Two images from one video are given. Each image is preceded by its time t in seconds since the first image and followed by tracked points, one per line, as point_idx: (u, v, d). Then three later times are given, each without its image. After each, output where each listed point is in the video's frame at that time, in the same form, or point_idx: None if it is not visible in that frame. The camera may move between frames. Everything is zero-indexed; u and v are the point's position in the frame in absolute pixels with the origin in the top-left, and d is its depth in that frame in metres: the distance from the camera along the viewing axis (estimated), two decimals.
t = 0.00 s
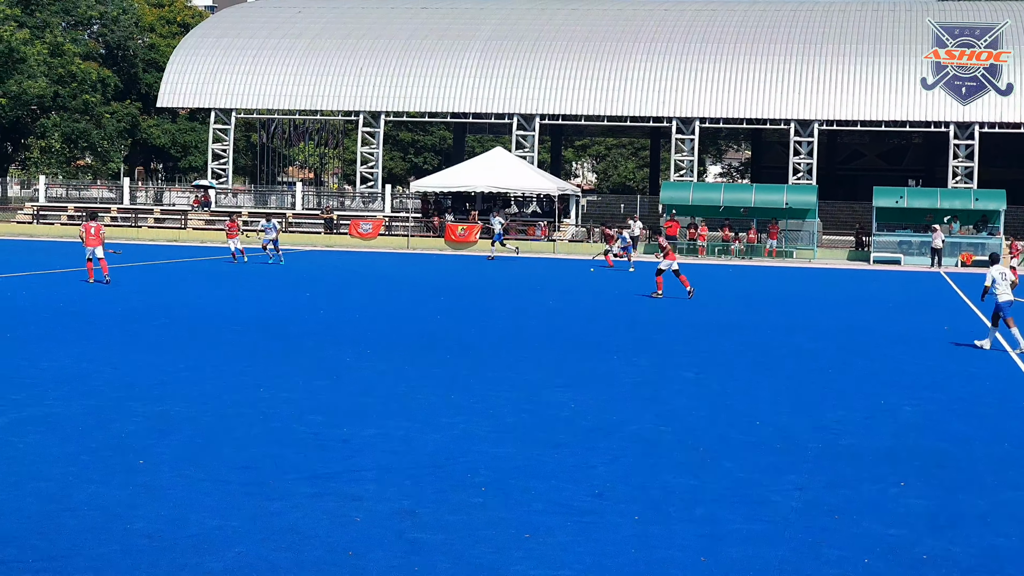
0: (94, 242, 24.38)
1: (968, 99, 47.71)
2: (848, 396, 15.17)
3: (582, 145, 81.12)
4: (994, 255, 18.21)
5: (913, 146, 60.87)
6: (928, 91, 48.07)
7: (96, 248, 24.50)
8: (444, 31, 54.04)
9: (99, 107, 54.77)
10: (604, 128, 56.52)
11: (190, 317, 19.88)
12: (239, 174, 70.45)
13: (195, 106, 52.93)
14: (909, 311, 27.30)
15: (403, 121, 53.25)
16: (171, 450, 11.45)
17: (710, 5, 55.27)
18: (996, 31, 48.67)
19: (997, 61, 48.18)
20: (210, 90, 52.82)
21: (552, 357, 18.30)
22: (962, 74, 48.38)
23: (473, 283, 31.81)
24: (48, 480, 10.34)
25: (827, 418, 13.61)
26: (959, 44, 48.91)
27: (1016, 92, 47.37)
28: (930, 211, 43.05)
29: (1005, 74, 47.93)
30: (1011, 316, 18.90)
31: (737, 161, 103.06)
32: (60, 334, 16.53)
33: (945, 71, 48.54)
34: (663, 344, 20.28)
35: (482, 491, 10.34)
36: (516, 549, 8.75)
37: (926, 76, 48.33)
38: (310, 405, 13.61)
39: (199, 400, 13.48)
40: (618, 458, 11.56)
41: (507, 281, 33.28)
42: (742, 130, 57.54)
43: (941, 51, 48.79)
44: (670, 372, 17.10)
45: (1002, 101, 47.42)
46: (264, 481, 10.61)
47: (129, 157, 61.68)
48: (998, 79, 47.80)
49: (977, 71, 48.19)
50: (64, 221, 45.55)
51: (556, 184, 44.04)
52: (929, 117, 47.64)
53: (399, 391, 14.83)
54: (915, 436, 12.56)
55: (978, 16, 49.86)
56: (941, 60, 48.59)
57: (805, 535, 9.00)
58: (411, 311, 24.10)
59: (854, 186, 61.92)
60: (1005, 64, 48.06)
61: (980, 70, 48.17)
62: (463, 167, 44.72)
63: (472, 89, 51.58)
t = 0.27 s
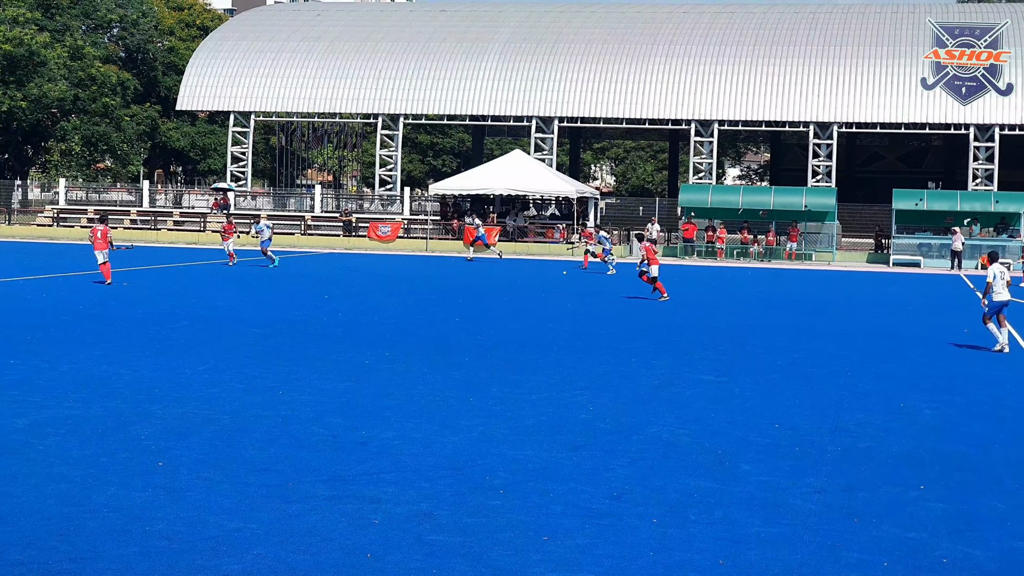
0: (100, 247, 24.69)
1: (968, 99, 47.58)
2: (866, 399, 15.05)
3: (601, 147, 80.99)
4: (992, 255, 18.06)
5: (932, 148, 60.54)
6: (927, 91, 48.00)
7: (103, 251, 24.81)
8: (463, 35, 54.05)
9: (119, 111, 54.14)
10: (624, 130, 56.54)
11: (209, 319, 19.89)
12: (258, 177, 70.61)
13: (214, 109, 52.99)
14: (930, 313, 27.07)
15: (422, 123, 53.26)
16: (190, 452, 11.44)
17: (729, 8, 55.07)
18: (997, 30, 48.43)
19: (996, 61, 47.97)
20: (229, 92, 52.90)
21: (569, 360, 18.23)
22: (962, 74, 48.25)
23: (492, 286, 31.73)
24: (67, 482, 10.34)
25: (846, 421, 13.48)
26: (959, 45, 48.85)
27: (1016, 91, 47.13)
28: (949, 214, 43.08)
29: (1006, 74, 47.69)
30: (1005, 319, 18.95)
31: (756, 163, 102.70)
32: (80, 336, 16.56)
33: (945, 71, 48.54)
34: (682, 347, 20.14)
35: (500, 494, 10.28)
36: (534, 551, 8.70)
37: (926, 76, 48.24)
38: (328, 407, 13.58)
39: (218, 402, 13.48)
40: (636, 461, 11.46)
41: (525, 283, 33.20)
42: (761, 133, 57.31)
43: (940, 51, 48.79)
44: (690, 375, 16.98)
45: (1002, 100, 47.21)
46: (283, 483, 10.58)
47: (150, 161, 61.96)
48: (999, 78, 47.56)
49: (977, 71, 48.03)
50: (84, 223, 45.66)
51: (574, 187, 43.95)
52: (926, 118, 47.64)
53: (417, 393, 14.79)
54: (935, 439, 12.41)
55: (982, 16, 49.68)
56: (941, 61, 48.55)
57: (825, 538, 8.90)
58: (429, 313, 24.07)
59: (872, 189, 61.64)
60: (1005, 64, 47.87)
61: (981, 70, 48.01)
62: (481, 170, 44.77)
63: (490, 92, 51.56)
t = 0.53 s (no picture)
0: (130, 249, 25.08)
1: (968, 98, 47.29)
2: (910, 401, 14.76)
3: (641, 148, 80.57)
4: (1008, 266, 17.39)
5: (976, 148, 59.67)
6: (927, 91, 47.77)
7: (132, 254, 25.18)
8: (502, 36, 53.97)
9: (160, 113, 54.58)
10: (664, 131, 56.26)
11: (249, 321, 19.90)
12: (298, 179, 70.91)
13: (254, 111, 53.22)
14: (975, 315, 26.59)
15: (462, 125, 53.24)
16: (232, 453, 11.41)
17: (769, 8, 54.60)
18: (996, 30, 48.02)
19: (996, 61, 47.57)
20: (270, 95, 53.13)
21: (607, 361, 18.05)
22: (962, 74, 47.93)
23: (530, 287, 31.60)
24: (111, 483, 10.34)
25: (890, 423, 13.22)
26: (959, 44, 48.55)
27: (1016, 92, 46.81)
28: (992, 215, 42.10)
29: (1005, 74, 47.30)
30: None
31: (797, 164, 101.84)
32: (122, 337, 16.60)
33: (945, 71, 48.20)
34: (722, 349, 19.91)
35: (540, 495, 10.15)
36: (573, 553, 8.57)
37: (926, 76, 48.02)
38: (367, 408, 13.50)
39: (259, 403, 13.45)
40: (676, 463, 11.30)
41: (564, 284, 33.02)
42: (803, 134, 56.76)
43: (940, 51, 48.51)
44: (730, 377, 16.76)
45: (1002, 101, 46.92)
46: (323, 484, 10.52)
47: (192, 163, 62.45)
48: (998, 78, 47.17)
49: (977, 71, 47.69)
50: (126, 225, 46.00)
51: (613, 188, 43.77)
52: (927, 118, 47.32)
53: (455, 394, 14.68)
54: (980, 442, 12.14)
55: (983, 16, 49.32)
56: (941, 60, 48.27)
57: (872, 541, 8.70)
58: (467, 315, 23.95)
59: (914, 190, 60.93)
60: (1006, 64, 47.51)
61: (981, 70, 47.67)
62: (521, 171, 44.67)
63: (530, 93, 51.45)
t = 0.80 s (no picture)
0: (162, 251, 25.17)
1: (968, 99, 47.04)
2: (960, 403, 14.44)
3: (688, 150, 79.92)
4: None
5: None
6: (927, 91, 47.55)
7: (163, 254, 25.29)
8: (549, 37, 53.81)
9: (208, 114, 54.88)
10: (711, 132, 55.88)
11: (295, 321, 19.92)
12: (345, 180, 71.23)
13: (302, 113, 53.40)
14: None
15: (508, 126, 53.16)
16: (279, 454, 11.39)
17: (817, 8, 54.00)
18: (997, 30, 47.74)
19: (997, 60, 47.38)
20: (318, 96, 53.33)
21: (652, 363, 17.83)
22: (963, 74, 47.67)
23: (576, 288, 31.41)
24: (159, 483, 10.33)
25: (941, 425, 12.94)
26: (959, 44, 48.29)
27: (1016, 91, 46.54)
28: None
29: (1005, 74, 47.13)
30: None
31: (846, 164, 100.59)
32: (170, 338, 16.65)
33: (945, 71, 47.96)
34: (769, 350, 19.64)
35: (586, 496, 10.02)
36: (620, 554, 8.45)
37: (926, 76, 47.80)
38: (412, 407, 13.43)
39: (304, 403, 13.41)
40: (723, 464, 11.11)
41: (610, 285, 32.80)
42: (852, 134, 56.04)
43: (941, 51, 48.27)
44: (776, 378, 16.51)
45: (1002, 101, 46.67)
46: (369, 485, 10.45)
47: (239, 164, 62.92)
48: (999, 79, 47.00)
49: (977, 71, 47.41)
50: (175, 227, 46.36)
51: (660, 190, 43.46)
52: (929, 118, 47.10)
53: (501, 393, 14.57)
54: None
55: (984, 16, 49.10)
56: (941, 61, 48.02)
57: (925, 546, 8.50)
58: (512, 316, 23.84)
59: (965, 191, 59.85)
60: (1006, 64, 47.24)
61: (981, 70, 47.41)
62: (567, 172, 44.36)
63: (577, 94, 51.27)
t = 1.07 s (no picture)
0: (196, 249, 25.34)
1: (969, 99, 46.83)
2: (1020, 406, 14.06)
3: (740, 151, 79.16)
4: None
5: None
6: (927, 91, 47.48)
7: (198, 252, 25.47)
8: (601, 39, 53.56)
9: (261, 117, 55.32)
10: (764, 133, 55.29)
11: (346, 323, 19.92)
12: (398, 182, 71.53)
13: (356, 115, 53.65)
14: None
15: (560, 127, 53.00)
16: (331, 454, 11.35)
17: (872, 7, 53.25)
18: (996, 30, 47.50)
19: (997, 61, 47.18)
20: (371, 98, 53.55)
21: (704, 365, 17.59)
22: (963, 74, 47.51)
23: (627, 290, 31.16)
24: (213, 484, 10.34)
25: (1001, 429, 12.61)
26: (959, 45, 48.17)
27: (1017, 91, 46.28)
28: None
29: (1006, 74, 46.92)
30: None
31: (900, 166, 99.10)
32: (224, 339, 16.71)
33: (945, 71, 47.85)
34: (822, 352, 19.30)
35: (639, 498, 9.86)
36: (674, 557, 8.30)
37: (926, 76, 47.73)
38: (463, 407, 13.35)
39: (356, 404, 13.37)
40: (778, 466, 10.90)
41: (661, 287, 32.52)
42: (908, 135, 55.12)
43: (941, 51, 48.13)
44: (831, 380, 16.21)
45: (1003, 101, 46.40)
46: (422, 486, 10.38)
47: (293, 166, 63.41)
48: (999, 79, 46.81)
49: (977, 71, 47.23)
50: (228, 228, 46.81)
51: (714, 192, 43.07)
52: (927, 119, 47.10)
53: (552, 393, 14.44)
54: None
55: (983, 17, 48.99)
56: (942, 61, 47.90)
57: (986, 554, 8.27)
58: (562, 317, 23.68)
59: None
60: (1006, 64, 47.00)
61: (981, 70, 47.22)
62: (621, 174, 44.03)
63: (629, 95, 50.97)
